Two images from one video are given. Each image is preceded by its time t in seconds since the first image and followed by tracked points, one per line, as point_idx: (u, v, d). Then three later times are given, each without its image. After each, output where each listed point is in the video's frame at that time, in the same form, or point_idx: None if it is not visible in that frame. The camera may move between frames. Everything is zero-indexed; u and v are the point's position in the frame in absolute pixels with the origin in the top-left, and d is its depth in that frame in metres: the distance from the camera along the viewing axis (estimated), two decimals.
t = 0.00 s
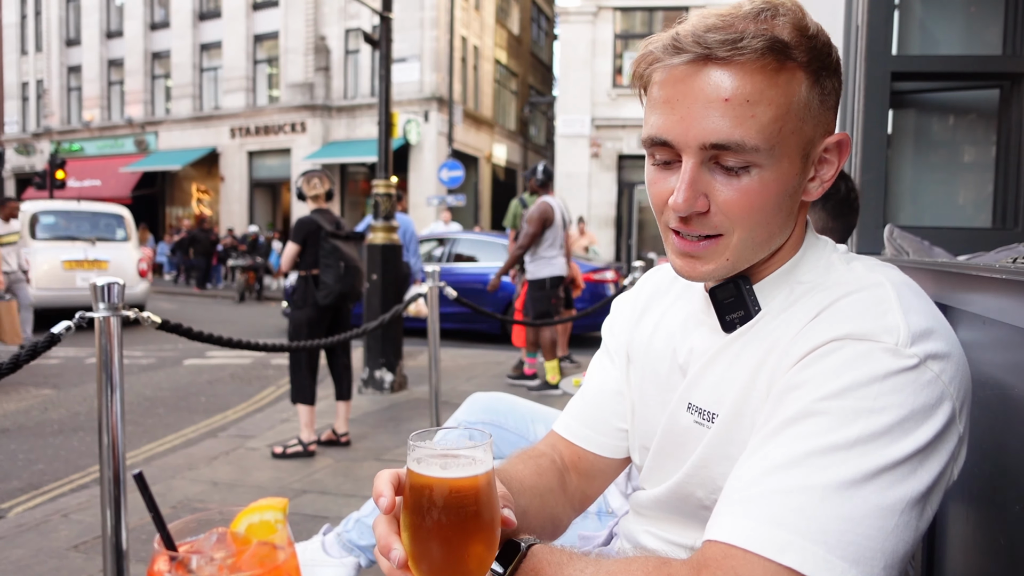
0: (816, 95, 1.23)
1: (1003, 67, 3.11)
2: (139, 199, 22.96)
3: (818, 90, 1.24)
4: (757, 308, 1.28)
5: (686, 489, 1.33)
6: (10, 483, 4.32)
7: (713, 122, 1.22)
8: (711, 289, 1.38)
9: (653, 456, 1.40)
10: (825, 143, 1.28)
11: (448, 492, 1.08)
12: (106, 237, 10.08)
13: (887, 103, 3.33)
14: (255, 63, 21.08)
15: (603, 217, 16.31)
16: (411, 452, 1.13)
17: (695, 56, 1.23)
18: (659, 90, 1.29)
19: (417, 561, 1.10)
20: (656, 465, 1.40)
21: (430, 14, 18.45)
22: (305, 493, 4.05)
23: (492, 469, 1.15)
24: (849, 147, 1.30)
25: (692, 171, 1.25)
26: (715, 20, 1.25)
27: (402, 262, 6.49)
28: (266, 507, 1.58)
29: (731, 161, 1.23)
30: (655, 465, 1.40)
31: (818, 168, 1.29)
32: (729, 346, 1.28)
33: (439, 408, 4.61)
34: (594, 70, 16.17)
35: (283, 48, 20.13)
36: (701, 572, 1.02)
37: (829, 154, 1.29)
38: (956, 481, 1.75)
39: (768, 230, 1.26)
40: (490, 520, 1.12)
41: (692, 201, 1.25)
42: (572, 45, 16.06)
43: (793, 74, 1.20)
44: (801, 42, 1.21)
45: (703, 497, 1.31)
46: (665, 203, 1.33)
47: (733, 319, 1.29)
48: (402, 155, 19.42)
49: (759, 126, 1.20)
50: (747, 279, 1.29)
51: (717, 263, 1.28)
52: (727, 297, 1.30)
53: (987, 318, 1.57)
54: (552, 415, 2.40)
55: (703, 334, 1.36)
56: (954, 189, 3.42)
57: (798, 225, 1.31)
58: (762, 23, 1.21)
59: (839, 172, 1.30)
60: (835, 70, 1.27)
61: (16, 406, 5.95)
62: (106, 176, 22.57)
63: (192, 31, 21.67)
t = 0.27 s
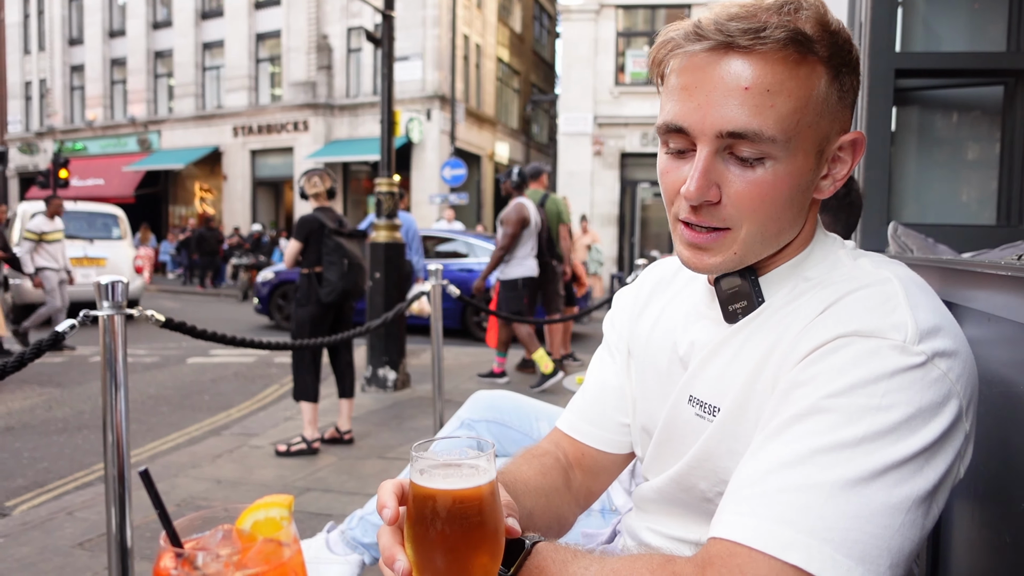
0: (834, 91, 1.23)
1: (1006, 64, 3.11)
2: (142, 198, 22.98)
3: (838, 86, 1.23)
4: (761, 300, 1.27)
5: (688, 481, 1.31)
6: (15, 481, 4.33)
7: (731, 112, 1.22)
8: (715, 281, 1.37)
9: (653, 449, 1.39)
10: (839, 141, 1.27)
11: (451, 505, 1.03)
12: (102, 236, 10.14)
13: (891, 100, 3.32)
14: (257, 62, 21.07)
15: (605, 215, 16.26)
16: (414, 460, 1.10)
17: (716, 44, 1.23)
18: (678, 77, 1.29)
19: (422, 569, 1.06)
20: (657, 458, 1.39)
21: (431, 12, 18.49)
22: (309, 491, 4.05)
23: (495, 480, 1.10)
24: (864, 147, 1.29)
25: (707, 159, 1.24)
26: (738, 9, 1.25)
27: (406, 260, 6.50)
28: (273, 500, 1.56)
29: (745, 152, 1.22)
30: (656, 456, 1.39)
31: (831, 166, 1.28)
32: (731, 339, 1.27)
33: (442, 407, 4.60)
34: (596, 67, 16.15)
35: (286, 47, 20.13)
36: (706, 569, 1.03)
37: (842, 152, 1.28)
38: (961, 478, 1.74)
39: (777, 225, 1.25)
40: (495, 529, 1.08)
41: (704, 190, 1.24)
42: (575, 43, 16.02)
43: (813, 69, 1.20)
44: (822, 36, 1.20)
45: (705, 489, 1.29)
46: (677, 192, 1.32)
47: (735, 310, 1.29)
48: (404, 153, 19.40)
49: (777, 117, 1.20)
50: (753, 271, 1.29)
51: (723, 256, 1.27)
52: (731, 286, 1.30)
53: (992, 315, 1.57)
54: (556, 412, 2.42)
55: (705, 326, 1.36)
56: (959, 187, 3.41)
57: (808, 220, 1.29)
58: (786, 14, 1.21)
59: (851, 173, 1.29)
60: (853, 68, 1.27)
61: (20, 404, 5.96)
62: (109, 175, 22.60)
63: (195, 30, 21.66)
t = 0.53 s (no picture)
0: (848, 84, 1.23)
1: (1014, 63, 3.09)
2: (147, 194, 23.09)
3: (851, 80, 1.23)
4: (770, 296, 1.27)
5: (696, 477, 1.30)
6: (20, 476, 4.35)
7: (742, 100, 1.22)
8: (723, 274, 1.37)
9: (659, 445, 1.38)
10: (851, 136, 1.26)
11: (464, 506, 1.03)
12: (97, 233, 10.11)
13: (898, 99, 3.30)
14: (262, 59, 21.06)
15: (609, 213, 16.25)
16: (426, 460, 1.10)
17: (729, 33, 1.23)
18: (691, 65, 1.29)
19: (435, 569, 1.06)
20: (663, 455, 1.39)
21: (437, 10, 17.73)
22: (312, 487, 4.06)
23: (508, 481, 1.10)
24: (876, 144, 1.28)
25: (716, 148, 1.25)
26: None
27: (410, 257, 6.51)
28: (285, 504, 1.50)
29: (756, 142, 1.22)
30: (662, 452, 1.39)
31: (842, 162, 1.27)
32: (740, 334, 1.26)
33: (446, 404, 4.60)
34: (600, 66, 16.14)
35: (290, 44, 20.11)
36: (718, 570, 1.02)
37: (854, 148, 1.27)
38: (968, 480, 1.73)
39: (786, 217, 1.25)
40: (507, 529, 1.07)
41: (712, 178, 1.25)
42: (579, 41, 16.01)
43: (826, 60, 1.20)
44: (837, 29, 1.20)
45: (713, 487, 1.29)
46: (686, 181, 1.32)
47: (744, 305, 1.29)
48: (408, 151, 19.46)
49: (787, 106, 1.20)
50: (761, 265, 1.29)
51: (730, 246, 1.27)
52: (740, 281, 1.30)
53: (1003, 316, 1.55)
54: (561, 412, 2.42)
55: (714, 321, 1.35)
56: (964, 186, 3.41)
57: (818, 216, 1.29)
58: (800, 4, 1.20)
59: (864, 168, 1.28)
60: (868, 63, 1.26)
61: (25, 400, 5.99)
62: (114, 171, 22.68)
63: (200, 26, 21.68)
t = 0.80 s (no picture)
0: (861, 66, 1.22)
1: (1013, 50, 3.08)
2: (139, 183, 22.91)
3: (863, 63, 1.22)
4: (779, 281, 1.26)
5: (704, 465, 1.30)
6: (16, 466, 4.33)
7: (753, 79, 1.21)
8: (732, 259, 1.36)
9: (668, 432, 1.38)
10: (862, 120, 1.25)
11: (479, 497, 1.03)
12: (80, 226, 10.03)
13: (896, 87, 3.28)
14: (254, 46, 20.88)
15: (603, 201, 16.21)
16: (440, 452, 1.09)
17: (742, 13, 1.22)
18: (703, 44, 1.28)
19: (449, 558, 1.06)
20: (671, 442, 1.38)
21: None
22: (309, 476, 4.06)
23: (522, 471, 1.09)
24: (888, 128, 1.27)
25: (726, 127, 1.24)
26: None
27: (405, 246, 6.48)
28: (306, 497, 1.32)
29: (766, 122, 1.22)
30: (671, 440, 1.38)
31: (852, 146, 1.26)
32: (751, 320, 1.26)
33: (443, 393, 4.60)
34: (595, 53, 16.06)
35: (283, 31, 19.91)
36: (734, 559, 1.02)
37: (864, 132, 1.26)
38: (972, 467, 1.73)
39: (794, 199, 1.24)
40: (521, 519, 1.07)
41: (722, 157, 1.24)
42: (574, 28, 15.93)
43: (839, 41, 1.18)
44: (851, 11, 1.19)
45: (723, 475, 1.29)
46: (695, 161, 1.32)
47: (753, 291, 1.28)
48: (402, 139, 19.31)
49: (797, 86, 1.19)
50: (770, 250, 1.28)
51: (738, 227, 1.27)
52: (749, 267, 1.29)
53: (1010, 304, 1.54)
54: (562, 400, 2.42)
55: (722, 307, 1.35)
56: (958, 174, 3.41)
57: (827, 201, 1.28)
58: None
59: (874, 153, 1.27)
60: (881, 47, 1.25)
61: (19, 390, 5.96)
62: (105, 159, 22.48)
63: (190, 13, 21.43)
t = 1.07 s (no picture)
0: (874, 69, 1.21)
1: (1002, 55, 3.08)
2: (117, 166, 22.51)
3: (876, 66, 1.21)
4: (784, 284, 1.26)
5: (705, 468, 1.29)
6: None
7: (767, 75, 1.21)
8: (736, 259, 1.36)
9: (669, 434, 1.37)
10: (872, 123, 1.25)
11: (485, 496, 1.02)
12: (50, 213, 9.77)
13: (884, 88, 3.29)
14: (237, 30, 20.58)
15: (587, 195, 16.20)
16: (444, 449, 1.08)
17: (758, 8, 1.21)
18: (717, 39, 1.28)
19: (451, 556, 1.05)
20: (670, 444, 1.37)
21: None
22: (290, 467, 4.02)
23: (527, 471, 1.08)
24: (897, 132, 1.27)
25: (738, 122, 1.24)
26: None
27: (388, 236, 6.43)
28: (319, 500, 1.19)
29: (779, 118, 1.21)
30: (671, 443, 1.37)
31: (860, 149, 1.26)
32: (757, 323, 1.25)
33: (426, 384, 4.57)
34: (582, 46, 16.03)
35: (267, 15, 19.66)
36: (743, 562, 1.01)
37: (874, 136, 1.25)
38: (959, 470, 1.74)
39: (802, 199, 1.24)
40: (525, 518, 1.06)
41: (733, 152, 1.24)
42: (562, 20, 15.89)
43: (855, 42, 1.18)
44: (867, 12, 1.18)
45: (724, 478, 1.28)
46: (704, 156, 1.31)
47: (758, 292, 1.28)
48: (386, 127, 19.17)
49: (812, 85, 1.18)
50: (775, 252, 1.28)
51: (746, 224, 1.26)
52: (754, 268, 1.29)
53: (1006, 307, 1.55)
54: (550, 395, 2.43)
55: (725, 308, 1.34)
56: (936, 174, 3.46)
57: (832, 205, 1.28)
58: None
59: (882, 157, 1.27)
60: (894, 51, 1.25)
61: None
62: (82, 141, 22.05)
63: None
